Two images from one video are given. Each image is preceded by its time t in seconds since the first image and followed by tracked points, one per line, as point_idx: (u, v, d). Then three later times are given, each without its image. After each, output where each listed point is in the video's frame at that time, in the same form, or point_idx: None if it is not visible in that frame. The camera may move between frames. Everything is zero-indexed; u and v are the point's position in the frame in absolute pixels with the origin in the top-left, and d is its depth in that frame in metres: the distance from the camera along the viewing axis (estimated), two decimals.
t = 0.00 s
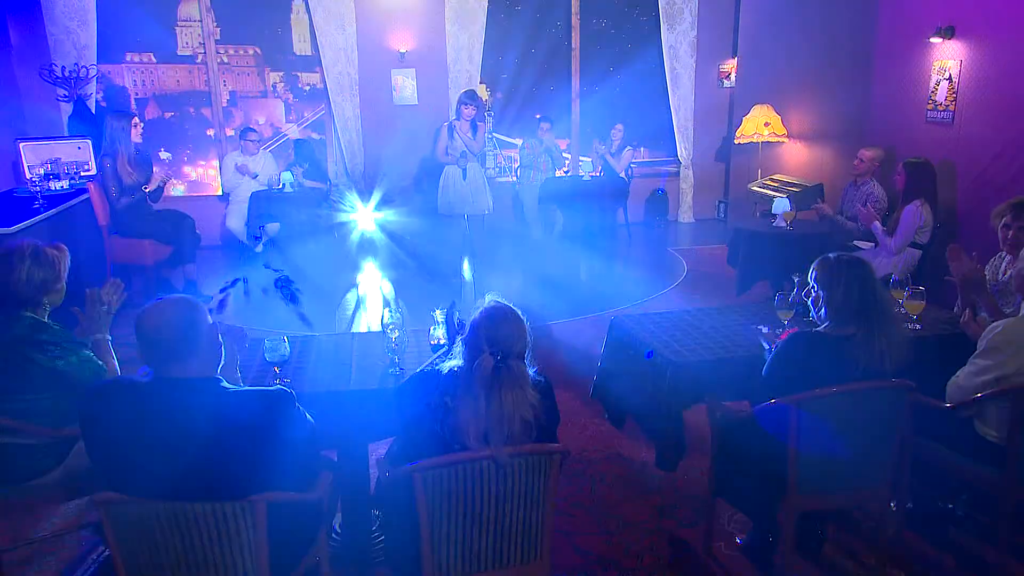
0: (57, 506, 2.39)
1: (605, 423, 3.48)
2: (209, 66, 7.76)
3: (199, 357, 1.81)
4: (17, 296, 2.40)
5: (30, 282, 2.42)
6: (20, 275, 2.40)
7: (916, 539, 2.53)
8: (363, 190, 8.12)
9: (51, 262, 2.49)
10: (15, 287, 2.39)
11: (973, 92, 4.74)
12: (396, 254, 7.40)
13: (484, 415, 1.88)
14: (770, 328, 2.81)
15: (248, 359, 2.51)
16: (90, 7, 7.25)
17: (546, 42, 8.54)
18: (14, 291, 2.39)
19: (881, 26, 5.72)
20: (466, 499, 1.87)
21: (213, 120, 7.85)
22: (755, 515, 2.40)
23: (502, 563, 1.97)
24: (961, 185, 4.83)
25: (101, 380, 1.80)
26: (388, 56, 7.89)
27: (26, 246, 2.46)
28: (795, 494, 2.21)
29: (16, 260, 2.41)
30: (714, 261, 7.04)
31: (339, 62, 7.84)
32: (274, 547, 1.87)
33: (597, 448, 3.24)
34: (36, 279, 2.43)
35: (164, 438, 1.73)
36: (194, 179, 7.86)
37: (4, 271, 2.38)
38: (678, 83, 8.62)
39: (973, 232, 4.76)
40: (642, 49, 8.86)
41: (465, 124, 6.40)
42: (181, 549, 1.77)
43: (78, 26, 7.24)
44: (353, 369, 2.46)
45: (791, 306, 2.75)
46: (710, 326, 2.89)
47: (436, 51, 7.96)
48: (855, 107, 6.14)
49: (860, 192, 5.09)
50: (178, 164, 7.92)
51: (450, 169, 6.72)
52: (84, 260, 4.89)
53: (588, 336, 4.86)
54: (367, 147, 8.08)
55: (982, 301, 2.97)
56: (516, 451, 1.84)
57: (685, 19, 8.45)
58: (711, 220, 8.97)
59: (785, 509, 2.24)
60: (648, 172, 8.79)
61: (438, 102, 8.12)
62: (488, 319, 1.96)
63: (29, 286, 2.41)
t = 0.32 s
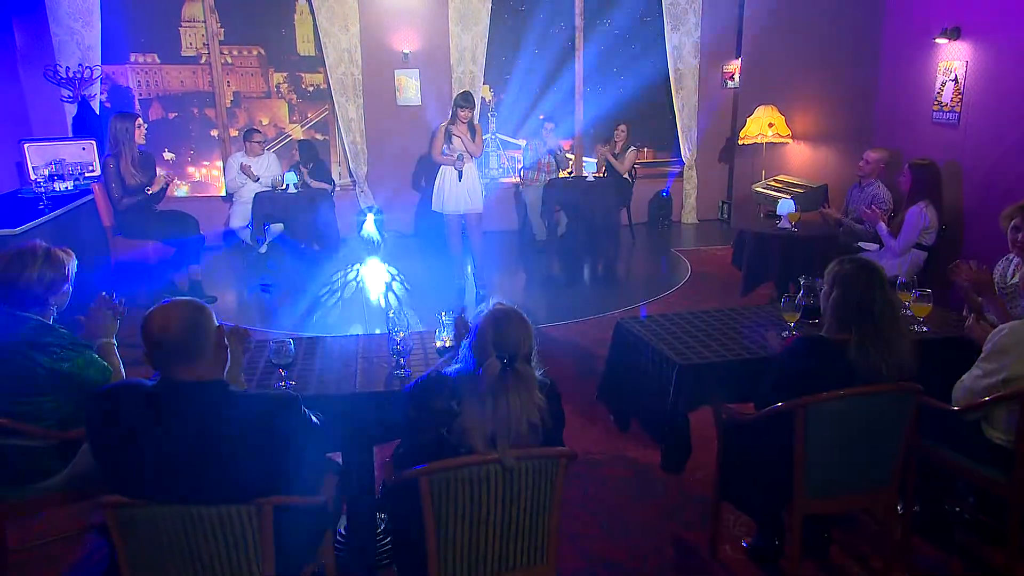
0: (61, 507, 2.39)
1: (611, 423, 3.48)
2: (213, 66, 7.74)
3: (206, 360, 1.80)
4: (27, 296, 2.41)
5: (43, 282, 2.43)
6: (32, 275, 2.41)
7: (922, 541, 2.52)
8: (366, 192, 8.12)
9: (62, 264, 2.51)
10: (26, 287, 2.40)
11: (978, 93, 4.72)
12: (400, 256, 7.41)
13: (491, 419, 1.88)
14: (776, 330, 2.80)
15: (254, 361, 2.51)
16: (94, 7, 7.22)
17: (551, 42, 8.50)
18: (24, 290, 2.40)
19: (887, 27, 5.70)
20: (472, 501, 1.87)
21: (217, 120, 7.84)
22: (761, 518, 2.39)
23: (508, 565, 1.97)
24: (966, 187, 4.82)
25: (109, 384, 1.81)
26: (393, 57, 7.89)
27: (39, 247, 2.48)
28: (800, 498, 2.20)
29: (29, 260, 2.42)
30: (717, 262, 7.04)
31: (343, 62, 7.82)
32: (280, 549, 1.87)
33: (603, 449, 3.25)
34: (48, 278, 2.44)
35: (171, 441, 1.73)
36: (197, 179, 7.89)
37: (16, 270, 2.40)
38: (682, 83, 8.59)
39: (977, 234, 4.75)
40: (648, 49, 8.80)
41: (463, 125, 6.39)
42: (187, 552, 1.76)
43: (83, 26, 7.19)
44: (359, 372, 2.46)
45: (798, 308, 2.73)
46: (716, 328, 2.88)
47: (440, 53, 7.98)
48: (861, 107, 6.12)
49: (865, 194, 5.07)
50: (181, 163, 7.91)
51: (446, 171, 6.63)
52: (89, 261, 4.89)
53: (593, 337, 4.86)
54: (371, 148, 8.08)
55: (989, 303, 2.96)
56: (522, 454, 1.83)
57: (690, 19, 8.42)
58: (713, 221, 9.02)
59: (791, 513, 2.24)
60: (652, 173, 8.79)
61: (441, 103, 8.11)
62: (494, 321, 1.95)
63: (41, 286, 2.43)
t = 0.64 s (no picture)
0: (67, 511, 2.38)
1: (617, 426, 3.48)
2: (218, 67, 7.72)
3: (216, 364, 1.80)
4: (38, 296, 2.41)
5: (54, 282, 2.44)
6: (44, 275, 2.42)
7: (932, 547, 2.51)
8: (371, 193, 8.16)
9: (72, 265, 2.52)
10: (37, 287, 2.40)
11: (986, 95, 4.71)
12: (405, 257, 7.41)
13: (499, 425, 1.87)
14: (784, 334, 2.79)
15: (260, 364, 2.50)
16: (99, 8, 7.26)
17: (556, 43, 8.47)
18: (35, 290, 2.40)
19: (893, 28, 5.68)
20: (480, 507, 1.86)
21: (221, 121, 7.82)
22: (770, 524, 2.38)
23: (516, 568, 1.96)
24: (973, 189, 4.81)
25: (117, 388, 1.81)
26: (397, 58, 7.91)
27: (48, 249, 2.49)
28: (811, 503, 2.18)
29: (39, 261, 2.43)
30: (722, 264, 7.03)
31: (348, 62, 7.84)
32: (287, 554, 1.86)
33: (608, 452, 3.24)
34: (59, 278, 2.45)
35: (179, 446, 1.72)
36: (203, 180, 7.85)
37: (26, 270, 2.39)
38: (686, 84, 8.61)
39: (984, 236, 4.74)
40: (655, 49, 8.73)
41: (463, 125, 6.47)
42: (194, 558, 1.75)
43: (88, 27, 7.26)
44: (366, 375, 2.46)
45: (805, 312, 2.72)
46: (723, 331, 2.87)
47: (445, 54, 8.01)
48: (867, 108, 6.11)
49: (871, 196, 5.06)
50: (186, 164, 7.79)
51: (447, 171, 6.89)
52: (94, 263, 4.89)
53: (598, 339, 4.86)
54: (375, 149, 8.10)
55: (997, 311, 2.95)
56: (530, 460, 1.82)
57: (694, 20, 8.42)
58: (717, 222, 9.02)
59: (799, 519, 2.22)
60: (657, 175, 8.80)
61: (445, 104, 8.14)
62: (502, 327, 1.94)
63: (54, 286, 2.44)
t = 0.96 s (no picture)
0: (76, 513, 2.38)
1: (626, 429, 3.47)
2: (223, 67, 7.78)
3: (229, 369, 1.79)
4: (47, 297, 2.40)
5: (64, 283, 2.43)
6: (53, 276, 2.41)
7: (946, 553, 2.49)
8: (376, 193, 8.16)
9: (81, 267, 2.52)
10: (46, 288, 2.39)
11: (996, 95, 4.69)
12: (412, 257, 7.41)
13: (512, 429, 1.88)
14: (795, 336, 2.77)
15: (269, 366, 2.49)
16: (107, 9, 7.32)
17: (559, 44, 8.55)
18: (45, 292, 2.39)
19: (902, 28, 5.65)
20: (491, 510, 1.85)
21: (227, 121, 7.81)
22: (781, 528, 2.36)
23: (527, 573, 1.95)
24: (983, 190, 4.79)
25: (128, 392, 1.80)
26: (401, 58, 7.81)
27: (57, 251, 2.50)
28: (824, 508, 2.15)
29: (49, 262, 2.44)
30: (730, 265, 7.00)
31: (351, 63, 7.92)
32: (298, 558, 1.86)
33: (617, 455, 3.23)
34: (69, 278, 2.44)
35: (190, 451, 1.72)
36: (209, 179, 7.85)
37: (36, 272, 2.39)
38: (693, 84, 8.57)
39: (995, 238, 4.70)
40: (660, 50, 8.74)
41: (470, 124, 6.54)
42: (205, 562, 1.74)
43: (95, 28, 7.32)
44: (376, 376, 2.46)
45: (816, 314, 2.71)
46: (734, 334, 2.85)
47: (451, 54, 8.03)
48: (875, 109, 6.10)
49: (880, 197, 5.04)
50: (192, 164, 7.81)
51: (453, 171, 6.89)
52: (102, 263, 4.88)
53: (605, 341, 4.85)
54: (381, 149, 8.10)
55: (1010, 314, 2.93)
56: (543, 464, 1.82)
57: (700, 20, 8.43)
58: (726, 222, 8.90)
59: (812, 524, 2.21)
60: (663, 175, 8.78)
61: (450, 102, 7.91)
62: (513, 330, 1.93)
63: (64, 286, 2.43)
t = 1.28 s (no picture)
0: (82, 515, 2.37)
1: (633, 431, 3.46)
2: (229, 66, 7.70)
3: (237, 372, 1.78)
4: (52, 298, 2.38)
5: (67, 285, 2.40)
6: (56, 278, 2.39)
7: (958, 558, 2.47)
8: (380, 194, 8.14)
9: (86, 267, 2.49)
10: (50, 290, 2.38)
11: (1006, 95, 4.66)
12: (417, 258, 7.40)
13: (521, 434, 1.84)
14: (807, 338, 2.74)
15: (277, 368, 2.47)
16: (112, 9, 7.26)
17: (567, 44, 8.40)
18: (49, 293, 2.37)
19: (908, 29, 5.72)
20: (501, 514, 1.84)
21: (232, 121, 7.82)
22: (792, 530, 2.34)
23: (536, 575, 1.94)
24: (993, 190, 4.76)
25: (137, 394, 1.78)
26: (408, 58, 7.91)
27: (62, 253, 2.48)
28: (836, 512, 2.13)
29: (53, 263, 2.42)
30: (735, 265, 6.99)
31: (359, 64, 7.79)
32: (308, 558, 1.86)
33: (624, 458, 3.21)
34: (72, 280, 2.41)
35: (201, 454, 1.70)
36: (213, 180, 7.88)
37: (41, 273, 2.38)
38: (698, 83, 8.61)
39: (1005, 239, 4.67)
40: (667, 50, 8.67)
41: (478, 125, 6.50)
42: (215, 564, 1.74)
43: (101, 28, 7.26)
44: (384, 379, 2.45)
45: (828, 315, 2.68)
46: (744, 335, 2.82)
47: (456, 55, 8.01)
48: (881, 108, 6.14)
49: (890, 197, 4.98)
50: (197, 165, 7.85)
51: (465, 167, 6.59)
52: (107, 265, 4.85)
53: (611, 342, 4.83)
54: (387, 149, 8.08)
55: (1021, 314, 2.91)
56: (554, 469, 1.81)
57: (706, 19, 8.45)
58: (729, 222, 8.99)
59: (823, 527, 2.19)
60: (668, 175, 8.81)
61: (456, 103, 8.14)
62: (521, 332, 1.90)
63: (68, 288, 2.40)
